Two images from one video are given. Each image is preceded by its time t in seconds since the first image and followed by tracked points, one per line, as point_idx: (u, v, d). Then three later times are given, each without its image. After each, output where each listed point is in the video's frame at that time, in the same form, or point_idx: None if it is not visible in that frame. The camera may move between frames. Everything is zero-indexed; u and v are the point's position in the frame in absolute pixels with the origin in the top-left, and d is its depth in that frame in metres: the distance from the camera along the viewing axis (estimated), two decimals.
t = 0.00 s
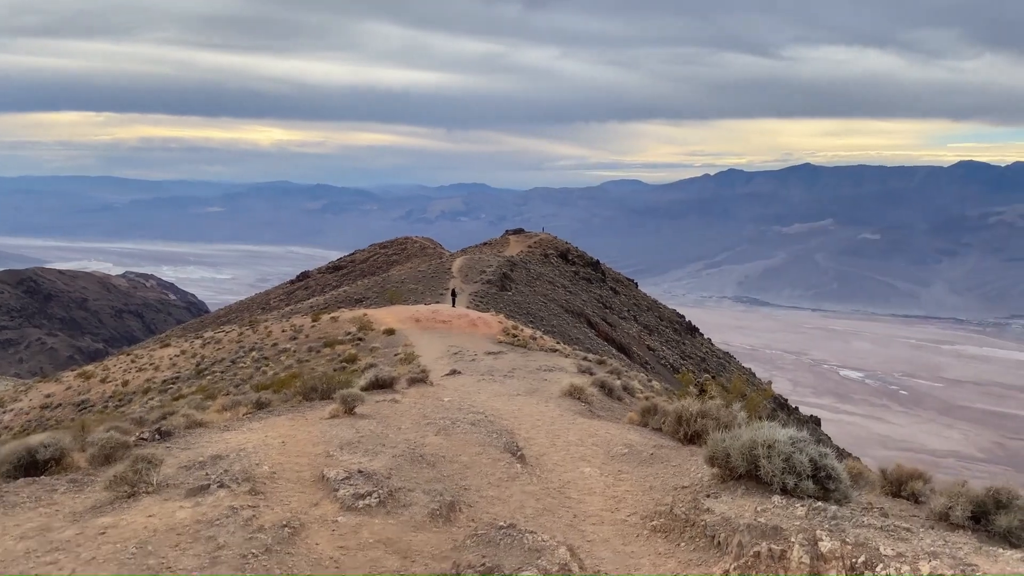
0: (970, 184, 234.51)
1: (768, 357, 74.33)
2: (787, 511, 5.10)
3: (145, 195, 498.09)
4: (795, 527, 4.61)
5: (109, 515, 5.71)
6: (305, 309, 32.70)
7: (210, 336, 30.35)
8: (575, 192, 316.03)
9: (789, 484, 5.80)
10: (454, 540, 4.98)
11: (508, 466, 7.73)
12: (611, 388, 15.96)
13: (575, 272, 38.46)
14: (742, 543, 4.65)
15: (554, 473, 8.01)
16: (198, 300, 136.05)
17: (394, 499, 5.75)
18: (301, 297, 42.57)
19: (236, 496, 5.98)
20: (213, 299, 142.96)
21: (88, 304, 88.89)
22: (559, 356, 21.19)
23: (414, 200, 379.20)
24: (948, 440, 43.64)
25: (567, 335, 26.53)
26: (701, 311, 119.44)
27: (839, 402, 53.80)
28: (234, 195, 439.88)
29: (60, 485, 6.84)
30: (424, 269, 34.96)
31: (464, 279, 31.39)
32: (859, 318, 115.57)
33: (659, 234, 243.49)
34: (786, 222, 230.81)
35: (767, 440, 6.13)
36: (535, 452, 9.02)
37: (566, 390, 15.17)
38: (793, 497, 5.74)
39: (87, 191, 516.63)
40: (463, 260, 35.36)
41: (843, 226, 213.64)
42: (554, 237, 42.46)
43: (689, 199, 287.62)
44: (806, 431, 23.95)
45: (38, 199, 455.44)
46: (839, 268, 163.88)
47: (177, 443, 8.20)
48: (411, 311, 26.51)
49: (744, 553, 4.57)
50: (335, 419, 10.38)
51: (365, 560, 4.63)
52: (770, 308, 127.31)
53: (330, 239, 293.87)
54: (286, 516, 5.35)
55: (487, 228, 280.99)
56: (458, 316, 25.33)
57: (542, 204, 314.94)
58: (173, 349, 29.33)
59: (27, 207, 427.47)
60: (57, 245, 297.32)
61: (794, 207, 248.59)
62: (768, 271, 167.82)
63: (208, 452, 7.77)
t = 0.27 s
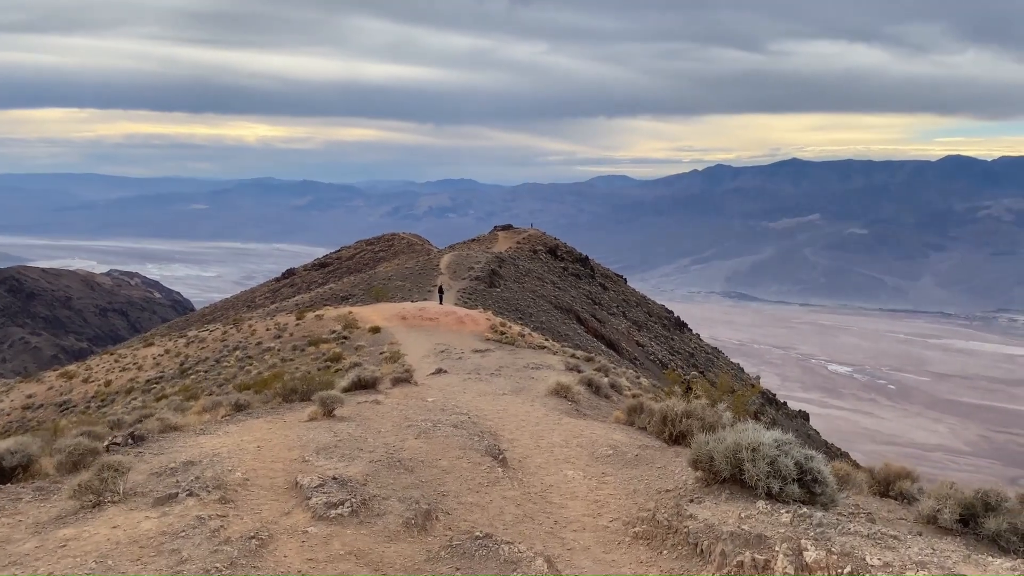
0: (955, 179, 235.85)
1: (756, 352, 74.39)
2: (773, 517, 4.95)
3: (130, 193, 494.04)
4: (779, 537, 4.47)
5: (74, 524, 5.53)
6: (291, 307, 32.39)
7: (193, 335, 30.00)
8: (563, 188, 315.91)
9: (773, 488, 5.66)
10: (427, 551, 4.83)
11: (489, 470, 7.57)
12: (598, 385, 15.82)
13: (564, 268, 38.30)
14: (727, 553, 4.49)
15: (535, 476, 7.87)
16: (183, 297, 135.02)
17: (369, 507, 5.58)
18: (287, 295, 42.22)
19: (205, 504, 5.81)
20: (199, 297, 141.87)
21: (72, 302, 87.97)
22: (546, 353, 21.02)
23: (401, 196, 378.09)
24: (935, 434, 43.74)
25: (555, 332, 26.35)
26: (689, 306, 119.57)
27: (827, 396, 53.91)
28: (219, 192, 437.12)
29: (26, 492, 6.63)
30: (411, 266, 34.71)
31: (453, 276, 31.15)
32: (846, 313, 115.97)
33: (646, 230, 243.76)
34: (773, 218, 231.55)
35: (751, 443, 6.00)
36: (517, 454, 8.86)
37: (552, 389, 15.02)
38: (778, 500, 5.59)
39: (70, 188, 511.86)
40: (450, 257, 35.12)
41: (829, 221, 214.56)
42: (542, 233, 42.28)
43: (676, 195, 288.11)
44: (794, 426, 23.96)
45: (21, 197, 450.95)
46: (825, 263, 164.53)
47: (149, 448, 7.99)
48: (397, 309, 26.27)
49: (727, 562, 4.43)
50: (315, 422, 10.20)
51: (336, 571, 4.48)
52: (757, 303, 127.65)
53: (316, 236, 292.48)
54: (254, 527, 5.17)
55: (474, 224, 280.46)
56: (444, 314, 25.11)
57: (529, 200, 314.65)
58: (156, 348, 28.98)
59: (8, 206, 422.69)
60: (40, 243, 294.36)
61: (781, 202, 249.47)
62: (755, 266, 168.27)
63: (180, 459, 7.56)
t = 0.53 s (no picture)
0: (949, 172, 236.30)
1: (751, 346, 74.44)
2: (757, 512, 4.89)
3: (124, 189, 492.47)
4: (762, 532, 4.41)
5: (51, 522, 5.46)
6: (286, 303, 32.29)
7: (187, 331, 29.87)
8: (558, 183, 315.82)
9: (761, 482, 5.60)
10: (406, 548, 4.76)
11: (476, 465, 7.50)
12: (590, 379, 15.79)
13: (559, 263, 38.23)
14: (709, 548, 4.43)
15: (523, 470, 7.80)
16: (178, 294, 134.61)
17: (348, 504, 5.51)
18: (282, 291, 42.10)
19: (184, 501, 5.72)
20: (194, 294, 141.47)
21: (67, 299, 87.64)
22: (539, 348, 20.97)
23: (396, 192, 377.64)
24: (929, 427, 43.78)
25: (549, 327, 26.28)
26: (684, 301, 119.63)
27: (822, 389, 53.98)
28: (214, 188, 436.03)
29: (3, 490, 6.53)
30: (405, 262, 34.60)
31: (447, 272, 31.07)
32: (841, 306, 116.15)
33: (641, 225, 243.82)
34: (768, 212, 231.75)
35: (737, 436, 5.94)
36: (504, 450, 8.79)
37: (544, 383, 14.96)
38: (764, 495, 5.54)
39: (63, 185, 510.09)
40: (445, 252, 35.02)
41: (824, 214, 214.79)
42: (537, 228, 42.19)
43: (671, 189, 288.18)
44: (789, 419, 23.88)
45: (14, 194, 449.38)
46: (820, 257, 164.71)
47: (133, 446, 7.90)
48: (392, 305, 26.18)
49: (711, 557, 4.36)
50: (302, 417, 10.12)
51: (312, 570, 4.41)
52: (752, 297, 127.78)
53: (312, 232, 291.93)
54: (232, 525, 5.10)
55: (470, 219, 280.14)
56: (439, 309, 25.03)
57: (524, 194, 314.42)
58: (150, 345, 28.85)
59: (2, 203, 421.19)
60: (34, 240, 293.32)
61: (776, 196, 249.71)
62: (750, 260, 168.42)
63: (163, 456, 7.48)
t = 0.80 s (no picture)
0: (947, 165, 236.30)
1: (750, 340, 74.44)
2: (746, 510, 4.82)
3: (122, 185, 491.72)
4: (752, 530, 4.34)
5: (33, 521, 5.39)
6: (284, 298, 32.20)
7: (185, 327, 29.78)
8: (556, 177, 315.61)
9: (751, 479, 5.54)
10: (391, 547, 4.70)
11: (466, 461, 7.44)
12: (586, 373, 15.73)
13: (557, 257, 38.15)
14: (697, 546, 4.37)
15: (515, 467, 7.74)
16: (177, 289, 134.44)
17: (333, 503, 5.43)
18: (281, 286, 42.01)
19: (166, 502, 5.65)
20: (193, 290, 141.30)
21: (66, 295, 87.50)
22: (536, 342, 20.90)
23: (395, 187, 377.33)
24: (928, 419, 43.79)
25: (548, 321, 26.20)
26: (684, 294, 119.55)
27: (821, 383, 53.96)
28: (212, 184, 435.52)
29: None
30: (404, 257, 34.50)
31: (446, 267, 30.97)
32: (840, 299, 116.28)
33: (640, 219, 243.75)
34: (766, 206, 231.71)
35: (729, 433, 5.87)
36: (498, 446, 8.72)
37: (541, 378, 14.90)
38: (755, 492, 5.48)
39: (61, 181, 509.32)
40: (443, 247, 34.92)
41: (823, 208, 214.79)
42: (535, 223, 42.09)
43: (670, 183, 288.02)
44: (787, 413, 23.80)
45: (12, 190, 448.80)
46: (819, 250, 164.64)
47: (121, 444, 7.83)
48: (389, 300, 26.11)
49: (698, 556, 4.31)
50: (295, 414, 10.05)
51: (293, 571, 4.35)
52: (752, 291, 127.77)
53: (310, 227, 291.67)
54: (216, 525, 5.04)
55: (468, 213, 279.92)
56: (436, 304, 24.96)
57: (523, 189, 314.15)
58: (148, 340, 28.77)
59: (1, 200, 420.90)
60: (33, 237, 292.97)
61: (774, 190, 249.64)
62: (749, 254, 168.32)
63: (151, 454, 7.41)
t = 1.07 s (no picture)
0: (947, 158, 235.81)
1: (749, 334, 74.31)
2: (740, 508, 4.71)
3: (121, 181, 491.01)
4: (745, 531, 4.22)
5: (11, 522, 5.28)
6: (282, 294, 32.07)
7: (183, 323, 29.63)
8: (556, 172, 315.17)
9: (747, 477, 5.41)
10: (376, 549, 4.58)
11: (458, 459, 7.32)
12: (583, 369, 15.61)
13: (556, 252, 38.00)
14: (690, 546, 4.25)
15: (508, 465, 7.62)
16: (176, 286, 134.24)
17: (318, 502, 5.30)
18: (280, 282, 41.88)
19: (148, 501, 5.54)
20: (193, 286, 141.08)
21: (65, 291, 87.24)
22: (534, 337, 20.77)
23: (394, 182, 376.65)
24: (928, 413, 43.67)
25: (547, 317, 26.05)
26: (683, 289, 119.35)
27: (820, 377, 53.83)
28: (212, 179, 434.98)
29: None
30: (402, 252, 34.35)
31: (445, 262, 30.82)
32: (839, 294, 116.09)
33: (640, 213, 243.44)
34: (766, 200, 231.42)
35: (723, 430, 5.75)
36: (491, 443, 8.59)
37: (538, 373, 14.78)
38: (750, 490, 5.37)
39: (60, 177, 508.57)
40: (442, 243, 34.76)
41: (822, 202, 214.50)
42: (535, 218, 41.91)
43: (669, 178, 287.74)
44: (787, 407, 23.62)
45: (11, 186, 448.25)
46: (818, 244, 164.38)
47: (109, 443, 7.71)
48: (388, 295, 25.97)
49: (691, 557, 4.19)
50: (289, 411, 9.93)
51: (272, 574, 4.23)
52: (751, 285, 127.58)
53: (310, 222, 291.26)
54: (198, 525, 4.92)
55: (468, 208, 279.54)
56: (435, 299, 24.83)
57: (522, 183, 313.79)
58: (146, 337, 28.65)
59: None
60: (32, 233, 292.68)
61: (774, 184, 249.34)
62: (748, 248, 168.20)
63: (138, 452, 7.29)
